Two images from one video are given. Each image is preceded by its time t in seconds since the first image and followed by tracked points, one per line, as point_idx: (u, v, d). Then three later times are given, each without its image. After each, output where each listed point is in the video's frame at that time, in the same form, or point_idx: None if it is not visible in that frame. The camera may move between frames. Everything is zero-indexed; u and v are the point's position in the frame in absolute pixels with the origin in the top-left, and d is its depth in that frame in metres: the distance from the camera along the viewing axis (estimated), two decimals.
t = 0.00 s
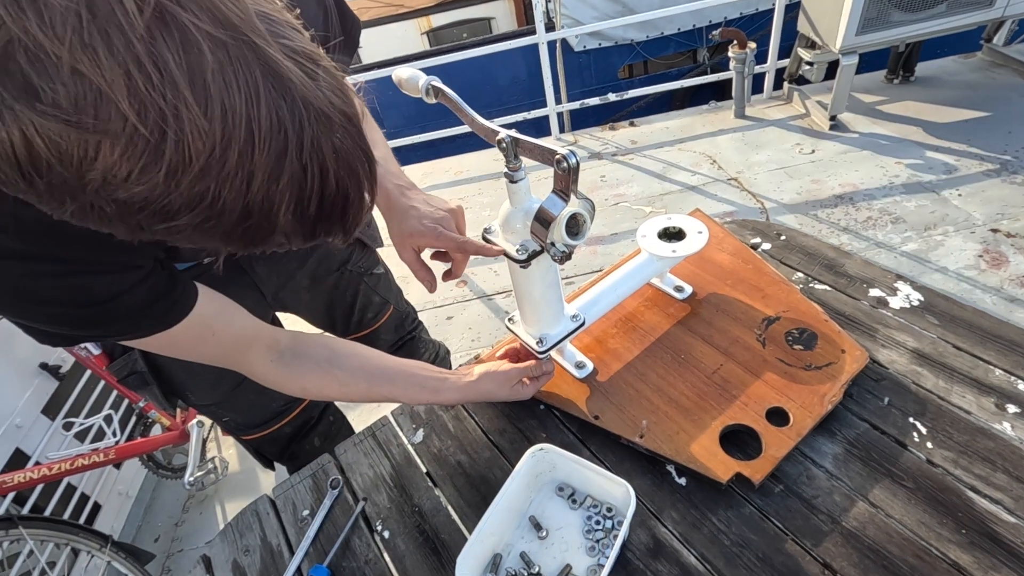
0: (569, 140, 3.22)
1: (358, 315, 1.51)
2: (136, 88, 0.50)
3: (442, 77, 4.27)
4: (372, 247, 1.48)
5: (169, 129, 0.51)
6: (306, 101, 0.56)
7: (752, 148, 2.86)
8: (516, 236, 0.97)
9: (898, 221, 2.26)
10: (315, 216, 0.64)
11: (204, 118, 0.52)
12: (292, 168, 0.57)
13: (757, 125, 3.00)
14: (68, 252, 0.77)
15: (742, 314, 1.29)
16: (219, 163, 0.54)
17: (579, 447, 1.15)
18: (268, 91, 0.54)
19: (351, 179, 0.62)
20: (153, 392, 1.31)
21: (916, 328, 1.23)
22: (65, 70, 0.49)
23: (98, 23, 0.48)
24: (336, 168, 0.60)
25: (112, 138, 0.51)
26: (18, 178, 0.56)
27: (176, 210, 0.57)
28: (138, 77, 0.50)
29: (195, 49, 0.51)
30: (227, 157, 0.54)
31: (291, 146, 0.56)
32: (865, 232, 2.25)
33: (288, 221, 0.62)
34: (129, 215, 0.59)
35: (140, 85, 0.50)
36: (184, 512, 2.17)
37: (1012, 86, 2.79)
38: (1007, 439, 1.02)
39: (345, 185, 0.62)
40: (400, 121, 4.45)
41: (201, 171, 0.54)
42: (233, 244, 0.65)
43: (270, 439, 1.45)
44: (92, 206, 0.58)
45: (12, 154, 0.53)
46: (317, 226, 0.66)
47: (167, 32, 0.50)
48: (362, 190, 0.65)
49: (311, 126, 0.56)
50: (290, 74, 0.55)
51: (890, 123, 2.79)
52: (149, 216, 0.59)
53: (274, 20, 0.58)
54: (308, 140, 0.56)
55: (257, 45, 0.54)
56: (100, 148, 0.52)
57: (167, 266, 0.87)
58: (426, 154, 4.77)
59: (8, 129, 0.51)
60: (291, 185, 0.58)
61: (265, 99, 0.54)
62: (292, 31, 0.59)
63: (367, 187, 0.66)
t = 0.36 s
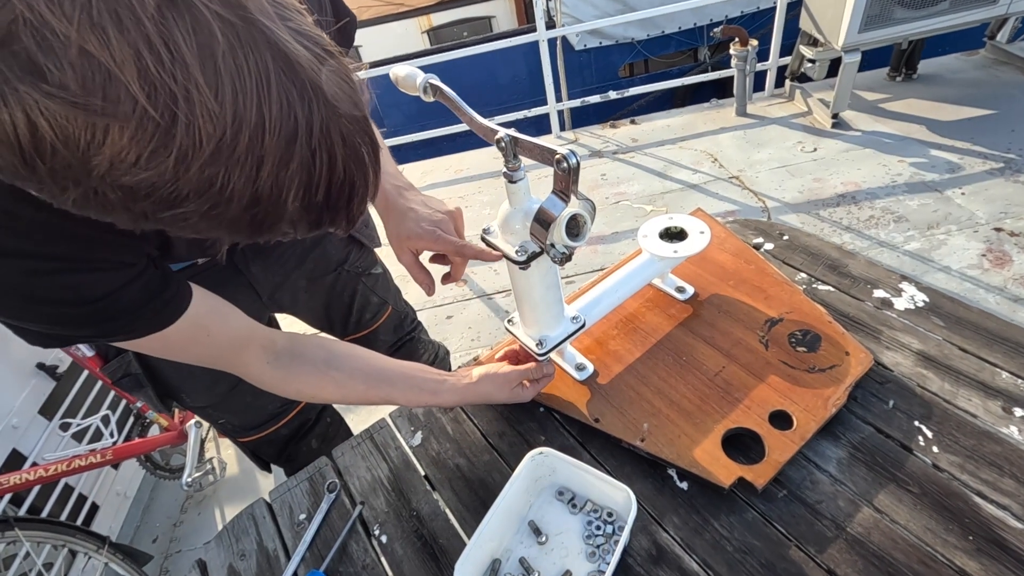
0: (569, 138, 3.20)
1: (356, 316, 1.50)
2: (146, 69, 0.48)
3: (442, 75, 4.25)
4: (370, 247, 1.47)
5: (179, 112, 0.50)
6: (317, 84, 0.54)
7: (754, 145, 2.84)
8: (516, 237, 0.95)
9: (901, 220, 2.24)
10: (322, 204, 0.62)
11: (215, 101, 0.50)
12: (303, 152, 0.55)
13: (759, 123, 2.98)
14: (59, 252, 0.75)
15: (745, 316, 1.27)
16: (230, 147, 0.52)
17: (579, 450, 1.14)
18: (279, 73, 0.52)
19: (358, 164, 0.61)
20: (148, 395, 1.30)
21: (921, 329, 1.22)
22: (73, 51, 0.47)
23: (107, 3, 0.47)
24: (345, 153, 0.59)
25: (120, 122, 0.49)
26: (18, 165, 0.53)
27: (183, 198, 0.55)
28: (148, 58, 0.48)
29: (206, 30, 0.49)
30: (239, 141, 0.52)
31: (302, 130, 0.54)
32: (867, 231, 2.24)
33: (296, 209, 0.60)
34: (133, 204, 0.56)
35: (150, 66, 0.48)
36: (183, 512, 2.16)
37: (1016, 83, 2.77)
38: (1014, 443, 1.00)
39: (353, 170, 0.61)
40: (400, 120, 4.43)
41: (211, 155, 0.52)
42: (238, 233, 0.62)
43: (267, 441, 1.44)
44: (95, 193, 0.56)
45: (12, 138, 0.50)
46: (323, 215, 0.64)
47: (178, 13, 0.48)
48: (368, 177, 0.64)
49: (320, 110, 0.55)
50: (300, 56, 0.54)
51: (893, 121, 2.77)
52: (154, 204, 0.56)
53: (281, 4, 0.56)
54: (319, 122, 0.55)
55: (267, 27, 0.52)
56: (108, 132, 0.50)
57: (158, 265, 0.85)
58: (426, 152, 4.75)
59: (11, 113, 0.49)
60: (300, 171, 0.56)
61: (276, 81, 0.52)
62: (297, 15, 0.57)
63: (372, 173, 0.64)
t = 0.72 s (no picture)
0: (570, 135, 3.19)
1: (356, 315, 1.50)
2: (133, 71, 0.47)
3: (442, 73, 4.24)
4: (370, 245, 1.46)
5: (167, 115, 0.49)
6: (310, 87, 0.53)
7: (755, 143, 2.83)
8: (515, 234, 0.95)
9: (903, 218, 2.24)
10: (315, 210, 0.61)
11: (205, 105, 0.49)
12: (295, 157, 0.55)
13: (761, 121, 2.97)
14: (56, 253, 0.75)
15: (745, 314, 1.27)
16: (219, 151, 0.51)
17: (579, 449, 1.13)
18: (271, 76, 0.51)
19: (351, 169, 0.60)
20: (144, 394, 1.29)
21: (923, 328, 1.21)
22: (57, 51, 0.45)
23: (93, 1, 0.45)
24: (338, 158, 0.58)
25: (105, 124, 0.48)
26: None
27: (171, 201, 0.55)
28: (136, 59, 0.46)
29: (196, 31, 0.48)
30: (228, 145, 0.51)
31: (293, 135, 0.53)
32: (869, 228, 2.23)
33: (287, 215, 0.60)
34: (119, 206, 0.56)
35: (137, 68, 0.47)
36: (183, 509, 2.16)
37: (1018, 81, 2.76)
38: (1015, 442, 1.00)
39: (346, 175, 0.60)
40: (401, 119, 4.42)
41: (200, 158, 0.51)
42: (227, 237, 0.62)
43: (266, 441, 1.44)
44: (79, 196, 0.55)
45: None
46: (315, 221, 0.63)
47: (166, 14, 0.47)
48: (361, 182, 0.63)
49: (313, 113, 0.54)
50: (293, 59, 0.52)
51: (894, 118, 2.76)
52: (141, 207, 0.56)
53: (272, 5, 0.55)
54: (310, 127, 0.54)
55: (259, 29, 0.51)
56: (93, 135, 0.49)
57: (153, 266, 0.85)
58: (427, 150, 4.74)
59: None
60: (292, 176, 0.56)
61: (268, 85, 0.51)
62: (290, 17, 0.56)
63: (365, 178, 0.64)
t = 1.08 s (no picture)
0: (569, 134, 3.20)
1: (352, 313, 1.51)
2: (110, 89, 0.48)
3: (442, 72, 4.25)
4: (366, 243, 1.46)
5: (140, 134, 0.49)
6: (287, 118, 0.55)
7: (754, 142, 2.83)
8: (507, 233, 0.96)
9: (900, 217, 2.24)
10: (283, 236, 0.63)
11: (179, 127, 0.50)
12: (266, 184, 0.56)
13: (759, 119, 2.98)
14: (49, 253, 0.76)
15: (738, 312, 1.28)
16: (190, 171, 0.53)
17: (572, 445, 1.14)
18: (250, 105, 0.52)
19: (322, 200, 0.61)
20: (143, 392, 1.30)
21: (914, 326, 1.22)
22: (34, 62, 0.46)
23: (77, 18, 0.45)
24: (310, 188, 0.59)
25: (77, 137, 0.49)
26: None
27: (138, 214, 0.56)
28: (115, 77, 0.47)
29: (177, 54, 0.49)
30: (200, 167, 0.53)
31: (266, 163, 0.55)
32: (866, 227, 2.23)
33: (254, 238, 0.61)
34: (84, 213, 0.57)
35: (115, 86, 0.47)
36: (182, 506, 2.18)
37: (1017, 80, 2.76)
38: (1004, 439, 1.01)
39: (317, 204, 0.61)
40: (401, 118, 4.42)
41: (170, 177, 0.53)
42: (193, 254, 0.63)
43: (265, 439, 1.45)
44: (45, 201, 0.56)
45: None
46: (282, 245, 0.65)
47: (150, 36, 0.47)
48: (334, 211, 0.64)
49: (288, 145, 0.55)
50: (273, 89, 0.53)
51: (892, 117, 2.76)
52: (107, 217, 0.57)
53: (263, 32, 0.56)
54: (285, 156, 0.55)
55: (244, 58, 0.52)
56: (63, 145, 0.50)
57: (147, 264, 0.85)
58: (427, 149, 4.75)
59: None
60: (261, 202, 0.57)
61: (246, 114, 0.52)
62: (280, 46, 0.57)
63: (338, 207, 0.65)
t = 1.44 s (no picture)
0: (570, 134, 3.21)
1: (354, 310, 1.51)
2: (144, 98, 0.49)
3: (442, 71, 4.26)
4: (367, 242, 1.47)
5: (171, 141, 0.50)
6: (311, 124, 0.55)
7: (754, 142, 2.84)
8: (508, 232, 0.96)
9: (900, 216, 2.25)
10: (305, 237, 0.63)
11: (208, 133, 0.51)
12: (291, 189, 0.56)
13: (760, 119, 2.98)
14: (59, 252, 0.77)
15: (738, 310, 1.29)
16: (220, 177, 0.53)
17: (572, 442, 1.15)
18: (274, 111, 0.52)
19: (344, 201, 0.62)
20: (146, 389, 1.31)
21: (912, 324, 1.23)
22: (73, 75, 0.47)
23: (111, 31, 0.46)
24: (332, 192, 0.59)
25: (112, 145, 0.50)
26: (8, 171, 0.55)
27: (168, 218, 0.57)
28: (149, 86, 0.48)
29: (206, 63, 0.49)
30: (227, 172, 0.53)
31: (291, 167, 0.55)
32: (866, 227, 2.24)
33: (278, 240, 0.61)
34: (116, 217, 0.59)
35: (148, 96, 0.48)
36: (184, 504, 2.19)
37: (1017, 80, 2.77)
38: (1001, 436, 1.01)
39: (339, 205, 0.61)
40: (402, 118, 4.43)
41: (199, 182, 0.53)
42: (219, 256, 0.64)
43: (267, 437, 1.46)
44: (80, 206, 0.58)
45: (7, 150, 0.52)
46: (305, 246, 0.65)
47: (182, 47, 0.48)
48: (353, 212, 0.65)
49: (312, 150, 0.55)
50: (297, 97, 0.54)
51: (892, 117, 2.77)
52: (139, 220, 0.58)
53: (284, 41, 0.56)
54: (307, 159, 0.55)
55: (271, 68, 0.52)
56: (99, 153, 0.51)
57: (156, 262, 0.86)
58: (428, 149, 4.76)
59: (7, 127, 0.50)
60: (285, 206, 0.57)
61: (271, 119, 0.52)
62: (298, 52, 0.57)
63: (356, 208, 0.65)
